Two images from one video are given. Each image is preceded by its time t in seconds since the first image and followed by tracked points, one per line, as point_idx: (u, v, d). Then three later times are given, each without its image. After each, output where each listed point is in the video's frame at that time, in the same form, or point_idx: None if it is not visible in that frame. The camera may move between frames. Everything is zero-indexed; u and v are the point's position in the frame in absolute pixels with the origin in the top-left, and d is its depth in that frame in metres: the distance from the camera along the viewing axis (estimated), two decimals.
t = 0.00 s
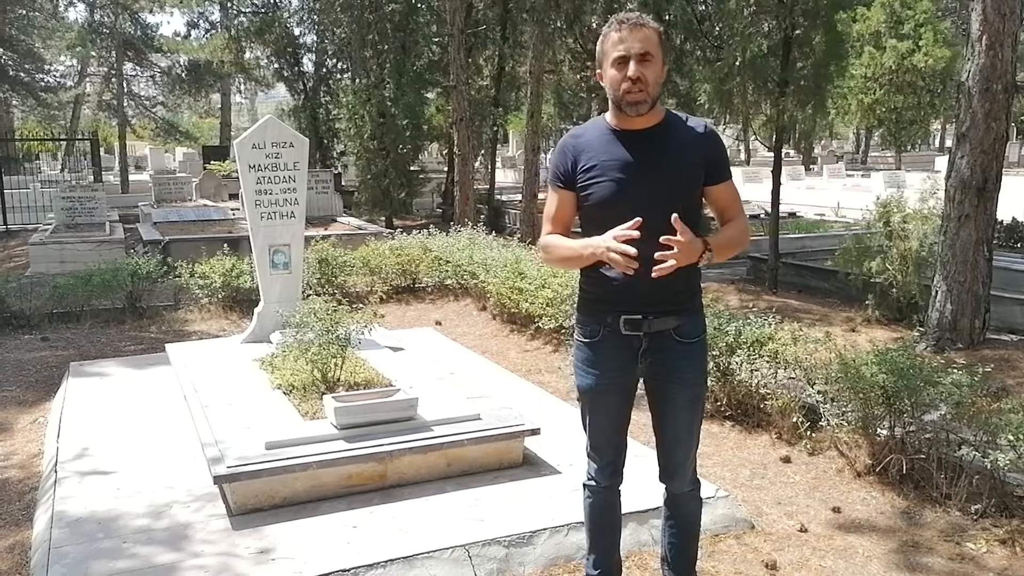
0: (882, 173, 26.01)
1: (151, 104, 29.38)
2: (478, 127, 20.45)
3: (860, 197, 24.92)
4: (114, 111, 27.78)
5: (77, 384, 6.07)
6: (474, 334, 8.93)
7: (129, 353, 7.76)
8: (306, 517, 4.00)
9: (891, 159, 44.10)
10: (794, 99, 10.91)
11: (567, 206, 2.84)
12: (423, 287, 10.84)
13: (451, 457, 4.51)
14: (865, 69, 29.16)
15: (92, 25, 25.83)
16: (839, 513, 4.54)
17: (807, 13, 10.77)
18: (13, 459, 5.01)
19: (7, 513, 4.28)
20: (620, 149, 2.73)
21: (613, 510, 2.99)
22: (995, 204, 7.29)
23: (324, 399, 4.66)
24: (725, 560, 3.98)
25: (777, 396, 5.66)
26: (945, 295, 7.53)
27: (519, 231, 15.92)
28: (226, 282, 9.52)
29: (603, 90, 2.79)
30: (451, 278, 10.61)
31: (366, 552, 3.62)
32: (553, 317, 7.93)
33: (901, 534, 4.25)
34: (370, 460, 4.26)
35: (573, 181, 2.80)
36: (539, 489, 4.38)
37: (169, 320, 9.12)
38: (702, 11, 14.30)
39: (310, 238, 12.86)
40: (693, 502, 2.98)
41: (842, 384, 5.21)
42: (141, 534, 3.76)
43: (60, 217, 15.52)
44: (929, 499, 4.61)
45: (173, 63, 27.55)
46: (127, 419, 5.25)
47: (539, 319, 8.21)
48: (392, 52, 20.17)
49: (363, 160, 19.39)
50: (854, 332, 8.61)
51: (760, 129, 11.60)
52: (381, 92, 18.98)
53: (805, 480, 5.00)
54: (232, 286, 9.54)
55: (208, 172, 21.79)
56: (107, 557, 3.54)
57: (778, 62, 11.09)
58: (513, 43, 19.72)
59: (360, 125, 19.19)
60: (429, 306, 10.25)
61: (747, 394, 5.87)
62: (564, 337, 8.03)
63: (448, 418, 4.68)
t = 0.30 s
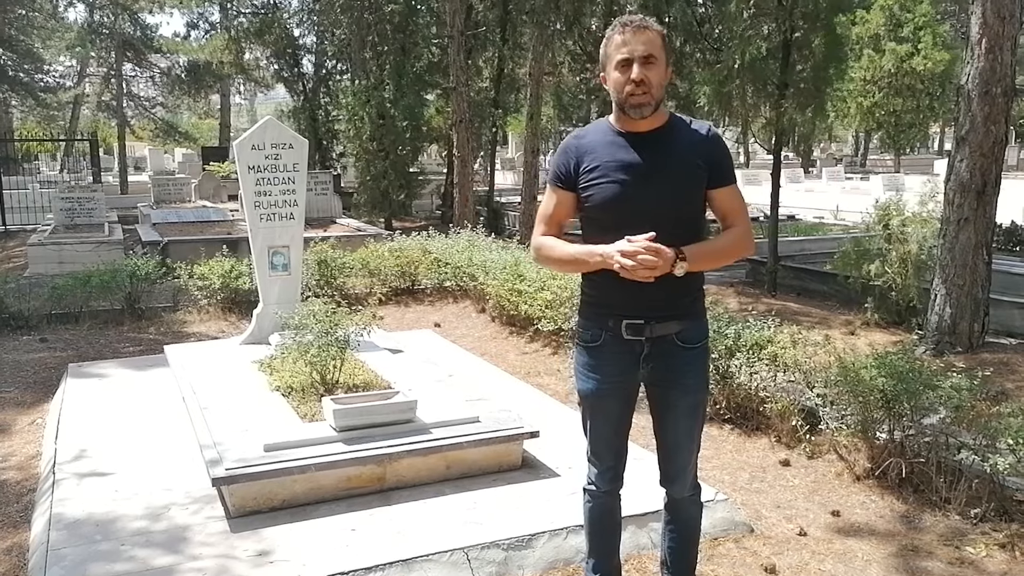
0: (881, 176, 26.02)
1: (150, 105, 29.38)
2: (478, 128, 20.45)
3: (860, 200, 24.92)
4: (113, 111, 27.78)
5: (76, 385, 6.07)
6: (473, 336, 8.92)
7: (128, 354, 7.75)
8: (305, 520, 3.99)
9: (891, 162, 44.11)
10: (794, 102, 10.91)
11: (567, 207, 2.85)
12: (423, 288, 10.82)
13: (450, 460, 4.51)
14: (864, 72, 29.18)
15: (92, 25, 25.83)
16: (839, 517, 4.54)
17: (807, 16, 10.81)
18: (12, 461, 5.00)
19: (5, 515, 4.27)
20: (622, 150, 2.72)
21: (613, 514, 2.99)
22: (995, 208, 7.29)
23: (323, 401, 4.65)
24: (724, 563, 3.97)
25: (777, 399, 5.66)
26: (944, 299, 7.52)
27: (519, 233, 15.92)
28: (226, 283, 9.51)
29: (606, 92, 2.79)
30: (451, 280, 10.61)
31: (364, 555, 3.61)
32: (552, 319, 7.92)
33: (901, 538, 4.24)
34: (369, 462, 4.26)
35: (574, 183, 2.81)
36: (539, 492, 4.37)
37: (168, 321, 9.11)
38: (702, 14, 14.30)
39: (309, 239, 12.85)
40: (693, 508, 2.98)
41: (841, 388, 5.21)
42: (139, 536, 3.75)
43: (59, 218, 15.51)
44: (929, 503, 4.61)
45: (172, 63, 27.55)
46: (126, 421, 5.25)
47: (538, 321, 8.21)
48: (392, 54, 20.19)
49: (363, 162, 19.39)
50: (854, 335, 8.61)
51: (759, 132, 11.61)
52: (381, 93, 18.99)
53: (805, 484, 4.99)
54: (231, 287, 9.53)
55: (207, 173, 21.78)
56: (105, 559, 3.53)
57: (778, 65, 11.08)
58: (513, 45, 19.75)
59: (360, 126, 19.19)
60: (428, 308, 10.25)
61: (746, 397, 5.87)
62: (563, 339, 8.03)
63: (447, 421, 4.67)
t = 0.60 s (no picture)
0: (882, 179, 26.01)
1: (151, 108, 29.40)
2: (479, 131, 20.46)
3: (861, 203, 24.91)
4: (115, 114, 27.81)
5: (78, 388, 6.07)
6: (475, 339, 8.92)
7: (130, 358, 7.76)
8: (307, 523, 3.98)
9: (892, 165, 44.09)
10: (796, 104, 10.91)
11: (572, 213, 2.86)
12: (424, 291, 10.82)
13: (452, 463, 4.50)
14: (865, 74, 29.19)
15: (93, 29, 25.87)
16: (842, 519, 4.53)
17: (808, 19, 10.81)
18: (13, 464, 5.00)
19: (7, 518, 4.26)
20: (625, 152, 2.72)
21: (616, 518, 2.98)
22: (997, 211, 7.29)
23: (325, 404, 4.65)
24: (727, 566, 3.97)
25: (780, 402, 5.64)
26: (947, 301, 7.52)
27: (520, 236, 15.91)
28: (227, 286, 9.51)
29: (607, 94, 2.80)
30: (452, 282, 10.61)
31: (367, 558, 3.61)
32: (554, 321, 7.92)
33: (904, 541, 4.24)
34: (371, 465, 4.25)
35: (578, 186, 2.81)
36: (542, 495, 4.36)
37: (170, 324, 9.12)
38: (703, 17, 14.29)
39: (310, 242, 12.86)
40: (696, 511, 2.97)
41: (844, 390, 5.20)
42: (141, 540, 3.74)
43: (60, 221, 15.51)
44: (932, 506, 4.60)
45: (174, 67, 27.59)
46: (128, 424, 5.25)
47: (540, 324, 8.20)
48: (393, 57, 20.22)
49: (364, 164, 19.40)
50: (856, 337, 8.61)
51: (761, 134, 11.61)
52: (382, 96, 19.01)
53: (808, 486, 4.98)
54: (232, 290, 9.53)
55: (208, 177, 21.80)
56: (107, 562, 3.52)
57: (779, 67, 11.08)
58: (514, 48, 19.77)
59: (361, 130, 19.21)
60: (429, 311, 10.25)
61: (749, 400, 5.86)
62: (565, 342, 8.02)
63: (449, 423, 4.67)
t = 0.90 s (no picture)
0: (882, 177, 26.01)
1: (150, 109, 29.39)
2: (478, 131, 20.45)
3: (861, 200, 24.89)
4: (113, 115, 27.79)
5: (78, 389, 6.06)
6: (475, 338, 8.91)
7: (130, 359, 7.75)
8: (309, 524, 3.98)
9: (891, 162, 44.07)
10: (795, 103, 10.91)
11: (570, 213, 2.86)
12: (424, 290, 10.81)
13: (453, 463, 4.50)
14: (863, 72, 29.18)
15: (92, 30, 25.86)
16: (844, 518, 4.53)
17: (807, 17, 10.80)
18: (14, 465, 4.99)
19: (7, 520, 4.25)
20: (621, 154, 2.71)
21: (618, 515, 2.97)
22: (997, 208, 7.28)
23: (326, 404, 4.64)
24: (730, 565, 3.96)
25: (781, 400, 5.63)
26: (947, 298, 7.51)
27: (520, 235, 15.89)
28: (227, 287, 9.50)
29: (602, 95, 2.78)
30: (452, 282, 10.61)
31: (369, 558, 3.60)
32: (554, 321, 7.91)
33: (906, 539, 4.23)
34: (373, 465, 4.25)
35: (575, 187, 2.81)
36: (543, 494, 4.36)
37: (170, 325, 9.12)
38: (702, 15, 14.25)
39: (310, 242, 12.85)
40: (698, 508, 2.96)
41: (845, 388, 5.20)
42: (143, 541, 3.74)
43: (60, 222, 15.51)
44: (934, 503, 4.59)
45: (172, 67, 27.59)
46: (129, 425, 5.24)
47: (541, 323, 8.19)
48: (392, 56, 20.24)
49: (364, 164, 19.38)
50: (857, 335, 8.61)
51: (760, 133, 11.60)
52: (381, 96, 19.03)
53: (810, 485, 4.98)
54: (232, 290, 9.52)
55: (207, 177, 21.79)
56: (109, 564, 3.51)
57: (778, 65, 11.07)
58: (513, 48, 19.77)
59: (360, 129, 19.21)
60: (430, 311, 10.24)
61: (750, 398, 5.86)
62: (565, 341, 8.01)
63: (450, 423, 4.66)
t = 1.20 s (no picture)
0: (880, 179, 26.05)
1: (149, 109, 29.39)
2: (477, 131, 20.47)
3: (859, 202, 24.91)
4: (112, 115, 27.80)
5: (77, 390, 6.05)
6: (474, 339, 8.91)
7: (128, 359, 7.74)
8: (306, 525, 3.97)
9: (889, 164, 44.16)
10: (794, 104, 10.92)
11: (566, 213, 2.86)
12: (423, 291, 10.81)
13: (451, 464, 4.49)
14: (862, 74, 29.23)
15: (91, 30, 25.90)
16: (842, 520, 4.53)
17: (806, 18, 10.81)
18: (12, 465, 4.98)
19: (5, 520, 4.24)
20: (617, 156, 2.71)
21: (615, 516, 2.97)
22: (996, 210, 7.28)
23: (324, 404, 4.63)
24: (727, 567, 3.96)
25: (779, 401, 5.63)
26: (945, 301, 7.52)
27: (519, 236, 15.89)
28: (225, 287, 9.49)
29: (599, 97, 2.78)
30: (451, 283, 10.61)
31: (366, 559, 3.60)
32: (553, 322, 7.91)
33: (904, 541, 4.23)
34: (370, 466, 4.24)
35: (571, 188, 2.81)
36: (541, 495, 4.36)
37: (168, 325, 9.11)
38: (701, 17, 14.20)
39: (308, 243, 12.84)
40: (695, 509, 2.96)
41: (843, 389, 5.19)
42: (140, 541, 3.73)
43: (59, 222, 15.49)
44: (932, 505, 4.59)
45: (171, 67, 27.62)
46: (127, 425, 5.23)
47: (539, 324, 8.19)
48: (391, 57, 20.28)
49: (362, 164, 19.39)
50: (855, 337, 8.60)
51: (759, 134, 11.60)
52: (380, 96, 19.06)
53: (808, 486, 4.98)
54: (231, 291, 9.52)
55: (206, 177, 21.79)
56: (107, 564, 3.51)
57: (777, 67, 11.08)
58: (512, 49, 19.78)
59: (359, 130, 19.22)
60: (428, 312, 10.24)
61: (748, 400, 5.86)
62: (564, 342, 8.01)
63: (448, 424, 4.66)
